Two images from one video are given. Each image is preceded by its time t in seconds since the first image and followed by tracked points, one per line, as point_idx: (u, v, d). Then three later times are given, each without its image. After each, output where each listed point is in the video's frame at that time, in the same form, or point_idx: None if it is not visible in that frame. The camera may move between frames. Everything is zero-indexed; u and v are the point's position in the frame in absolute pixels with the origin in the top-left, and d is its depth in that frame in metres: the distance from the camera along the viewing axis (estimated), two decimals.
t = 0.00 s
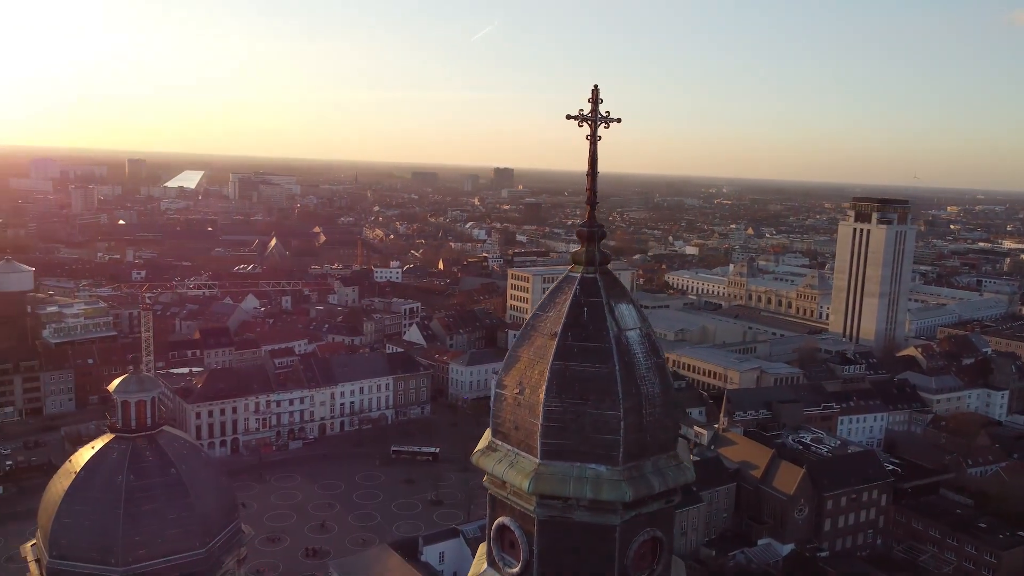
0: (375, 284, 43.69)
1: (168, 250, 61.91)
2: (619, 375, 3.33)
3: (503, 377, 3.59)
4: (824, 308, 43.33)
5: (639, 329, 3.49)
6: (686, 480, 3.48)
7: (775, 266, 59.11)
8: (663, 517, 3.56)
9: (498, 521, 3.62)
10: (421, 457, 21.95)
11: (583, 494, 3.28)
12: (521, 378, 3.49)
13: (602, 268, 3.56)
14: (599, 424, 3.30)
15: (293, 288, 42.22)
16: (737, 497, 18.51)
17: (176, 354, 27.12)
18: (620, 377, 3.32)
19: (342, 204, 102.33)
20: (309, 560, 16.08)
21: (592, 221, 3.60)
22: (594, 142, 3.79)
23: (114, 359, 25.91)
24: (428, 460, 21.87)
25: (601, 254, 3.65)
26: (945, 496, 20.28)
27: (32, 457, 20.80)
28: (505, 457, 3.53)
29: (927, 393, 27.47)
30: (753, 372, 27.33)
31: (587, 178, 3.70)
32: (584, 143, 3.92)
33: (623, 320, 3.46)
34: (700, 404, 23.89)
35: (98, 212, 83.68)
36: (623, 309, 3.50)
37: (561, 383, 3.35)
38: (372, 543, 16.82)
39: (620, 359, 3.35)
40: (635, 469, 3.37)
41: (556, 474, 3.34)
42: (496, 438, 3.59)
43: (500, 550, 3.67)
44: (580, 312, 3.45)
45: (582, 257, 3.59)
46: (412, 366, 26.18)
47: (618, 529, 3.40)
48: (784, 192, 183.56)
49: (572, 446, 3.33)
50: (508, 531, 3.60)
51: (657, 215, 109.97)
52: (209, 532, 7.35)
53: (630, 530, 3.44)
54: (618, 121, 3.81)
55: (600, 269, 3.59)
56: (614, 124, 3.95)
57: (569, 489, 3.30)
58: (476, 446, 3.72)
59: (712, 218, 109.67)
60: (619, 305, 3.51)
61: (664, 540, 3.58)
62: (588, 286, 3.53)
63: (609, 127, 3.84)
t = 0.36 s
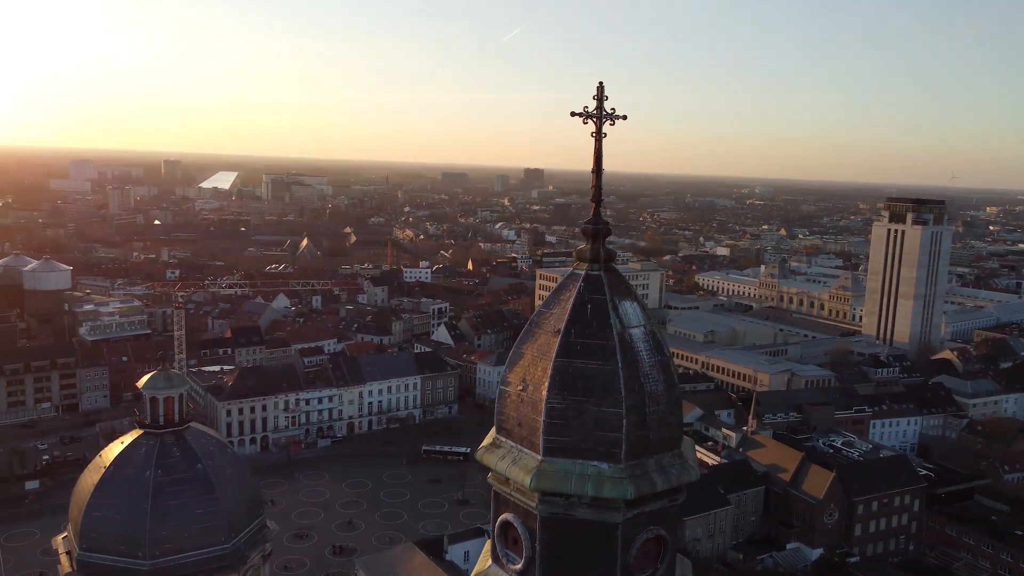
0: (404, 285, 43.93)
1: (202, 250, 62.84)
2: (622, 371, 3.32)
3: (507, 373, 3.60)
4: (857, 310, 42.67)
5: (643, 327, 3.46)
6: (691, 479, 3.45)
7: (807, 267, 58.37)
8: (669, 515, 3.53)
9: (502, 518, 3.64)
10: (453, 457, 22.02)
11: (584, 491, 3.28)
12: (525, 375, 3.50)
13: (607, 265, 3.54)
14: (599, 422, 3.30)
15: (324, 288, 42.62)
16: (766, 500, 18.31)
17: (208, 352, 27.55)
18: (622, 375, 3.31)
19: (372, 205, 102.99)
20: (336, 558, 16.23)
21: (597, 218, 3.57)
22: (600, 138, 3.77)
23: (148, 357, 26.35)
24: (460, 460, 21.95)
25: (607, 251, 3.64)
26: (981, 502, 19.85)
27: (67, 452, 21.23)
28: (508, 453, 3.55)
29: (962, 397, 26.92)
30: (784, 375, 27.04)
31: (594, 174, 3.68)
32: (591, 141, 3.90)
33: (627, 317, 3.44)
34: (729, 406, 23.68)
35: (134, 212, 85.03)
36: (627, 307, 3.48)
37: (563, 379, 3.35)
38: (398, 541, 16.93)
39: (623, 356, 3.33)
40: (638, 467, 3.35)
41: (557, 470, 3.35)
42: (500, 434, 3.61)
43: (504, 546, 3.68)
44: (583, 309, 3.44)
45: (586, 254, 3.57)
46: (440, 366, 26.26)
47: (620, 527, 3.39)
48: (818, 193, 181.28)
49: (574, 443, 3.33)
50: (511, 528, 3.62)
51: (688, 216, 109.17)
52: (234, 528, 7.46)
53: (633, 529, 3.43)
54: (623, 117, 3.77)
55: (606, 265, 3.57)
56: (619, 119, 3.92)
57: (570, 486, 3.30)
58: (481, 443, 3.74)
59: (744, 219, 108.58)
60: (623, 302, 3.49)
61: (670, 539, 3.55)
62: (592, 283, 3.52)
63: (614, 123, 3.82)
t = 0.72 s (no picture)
0: (439, 285, 44.15)
1: (242, 250, 63.83)
2: (624, 367, 3.32)
3: (512, 369, 3.63)
4: (898, 313, 41.86)
5: (648, 324, 3.46)
6: (696, 478, 3.42)
7: (848, 269, 57.40)
8: (673, 514, 3.51)
9: (507, 513, 3.65)
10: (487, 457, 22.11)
11: (585, 487, 3.28)
12: (528, 371, 3.52)
13: (611, 262, 3.55)
14: (601, 418, 3.30)
15: (360, 288, 43.02)
16: (801, 505, 18.03)
17: (246, 350, 28.01)
18: (625, 370, 3.31)
19: (409, 206, 103.69)
20: (367, 555, 16.38)
21: (603, 215, 3.59)
22: (607, 135, 3.78)
23: (187, 355, 26.87)
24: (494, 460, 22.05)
25: (613, 248, 3.65)
26: None
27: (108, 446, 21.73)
28: (512, 448, 3.56)
29: (1007, 402, 26.16)
30: (821, 378, 26.63)
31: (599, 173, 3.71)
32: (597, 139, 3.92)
33: (630, 315, 3.45)
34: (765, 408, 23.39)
35: (176, 212, 86.66)
36: (631, 303, 3.49)
37: (565, 376, 3.36)
38: (429, 539, 17.03)
39: (626, 353, 3.33)
40: (640, 464, 3.35)
41: (559, 467, 3.36)
42: (504, 430, 3.62)
43: (508, 543, 3.70)
44: (587, 305, 3.45)
45: (591, 252, 3.59)
46: (473, 366, 26.33)
47: (623, 524, 3.38)
48: (860, 194, 178.07)
49: (575, 439, 3.33)
50: (516, 523, 3.63)
51: (726, 217, 108.03)
52: (265, 523, 7.59)
53: (635, 526, 3.42)
54: (630, 115, 3.78)
55: (611, 262, 3.58)
56: (627, 118, 3.92)
57: (571, 482, 3.30)
58: (486, 438, 3.76)
59: (784, 221, 107.11)
60: (627, 298, 3.49)
61: (673, 538, 3.54)
62: (596, 279, 3.53)
63: (622, 120, 3.83)
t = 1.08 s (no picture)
0: (468, 286, 44.28)
1: (274, 250, 64.56)
2: (627, 365, 3.32)
3: (516, 366, 3.64)
4: (934, 316, 41.13)
5: (650, 322, 3.45)
6: (699, 476, 3.42)
7: (883, 270, 56.50)
8: (675, 512, 3.52)
9: (511, 509, 3.68)
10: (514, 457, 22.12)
11: (585, 484, 3.30)
12: (531, 367, 3.53)
13: (615, 259, 3.55)
14: (603, 415, 3.30)
15: (390, 288, 43.28)
16: (831, 510, 17.80)
17: (277, 349, 28.34)
18: (627, 369, 3.31)
19: (440, 206, 104.12)
20: (394, 553, 16.47)
21: (608, 212, 3.59)
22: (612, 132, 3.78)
23: (219, 353, 27.24)
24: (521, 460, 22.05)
25: (619, 245, 3.64)
26: None
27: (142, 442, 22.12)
28: (516, 445, 3.59)
29: None
30: (854, 381, 26.26)
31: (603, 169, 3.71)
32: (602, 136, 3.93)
33: (633, 312, 3.44)
34: (796, 412, 23.09)
35: (210, 213, 87.89)
36: (634, 301, 3.47)
37: (567, 372, 3.36)
38: (456, 538, 17.09)
39: (628, 351, 3.33)
40: (642, 462, 3.35)
41: (561, 464, 3.37)
42: (508, 427, 3.65)
43: (512, 539, 3.74)
44: (589, 303, 3.46)
45: (596, 249, 3.59)
46: (501, 366, 26.37)
47: (624, 522, 3.39)
48: (896, 195, 175.21)
49: (577, 436, 3.34)
50: (519, 520, 3.67)
51: (758, 218, 106.92)
52: (290, 519, 7.67)
53: (637, 524, 3.43)
54: (635, 111, 3.79)
55: (615, 260, 3.59)
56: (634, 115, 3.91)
57: (572, 479, 3.32)
58: (491, 435, 3.79)
59: (818, 221, 105.74)
60: (630, 296, 3.49)
61: (677, 536, 3.53)
62: (599, 277, 3.53)
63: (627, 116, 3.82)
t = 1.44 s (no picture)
0: (502, 286, 44.36)
1: (312, 250, 65.34)
2: (627, 362, 3.30)
3: (519, 362, 3.64)
4: (979, 319, 40.19)
5: (652, 318, 3.43)
6: (700, 474, 3.40)
7: (925, 272, 55.34)
8: (678, 510, 3.50)
9: (513, 505, 3.69)
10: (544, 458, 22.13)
11: (584, 481, 3.29)
12: (532, 365, 3.53)
13: (618, 256, 3.53)
14: (602, 412, 3.29)
15: (424, 288, 43.53)
16: (867, 516, 17.46)
17: (312, 348, 28.69)
18: (628, 364, 3.30)
19: (475, 207, 104.42)
20: (424, 552, 16.57)
21: (611, 209, 3.57)
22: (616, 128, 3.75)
23: (256, 351, 27.70)
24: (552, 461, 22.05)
25: (623, 241, 3.61)
26: None
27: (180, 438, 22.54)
28: (517, 441, 3.59)
29: None
30: (893, 386, 25.76)
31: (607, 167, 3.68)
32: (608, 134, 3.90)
33: (635, 309, 3.42)
34: (832, 416, 22.70)
35: (250, 214, 89.24)
36: (636, 298, 3.45)
37: (568, 369, 3.36)
38: (486, 537, 17.16)
39: (629, 347, 3.32)
40: (642, 459, 3.34)
41: (561, 459, 3.37)
42: (510, 423, 3.65)
43: (514, 534, 3.75)
44: (591, 299, 3.44)
45: (599, 245, 3.57)
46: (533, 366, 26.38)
47: (623, 519, 3.39)
48: (941, 196, 171.48)
49: (576, 433, 3.34)
50: (520, 515, 3.68)
51: (798, 220, 105.38)
52: (318, 516, 7.78)
53: (637, 522, 3.41)
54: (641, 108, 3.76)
55: (618, 256, 3.56)
56: (638, 109, 3.88)
57: (571, 475, 3.31)
58: (495, 431, 3.80)
59: (859, 223, 103.98)
60: (632, 293, 3.46)
61: (679, 534, 3.51)
62: (602, 273, 3.52)
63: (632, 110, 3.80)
